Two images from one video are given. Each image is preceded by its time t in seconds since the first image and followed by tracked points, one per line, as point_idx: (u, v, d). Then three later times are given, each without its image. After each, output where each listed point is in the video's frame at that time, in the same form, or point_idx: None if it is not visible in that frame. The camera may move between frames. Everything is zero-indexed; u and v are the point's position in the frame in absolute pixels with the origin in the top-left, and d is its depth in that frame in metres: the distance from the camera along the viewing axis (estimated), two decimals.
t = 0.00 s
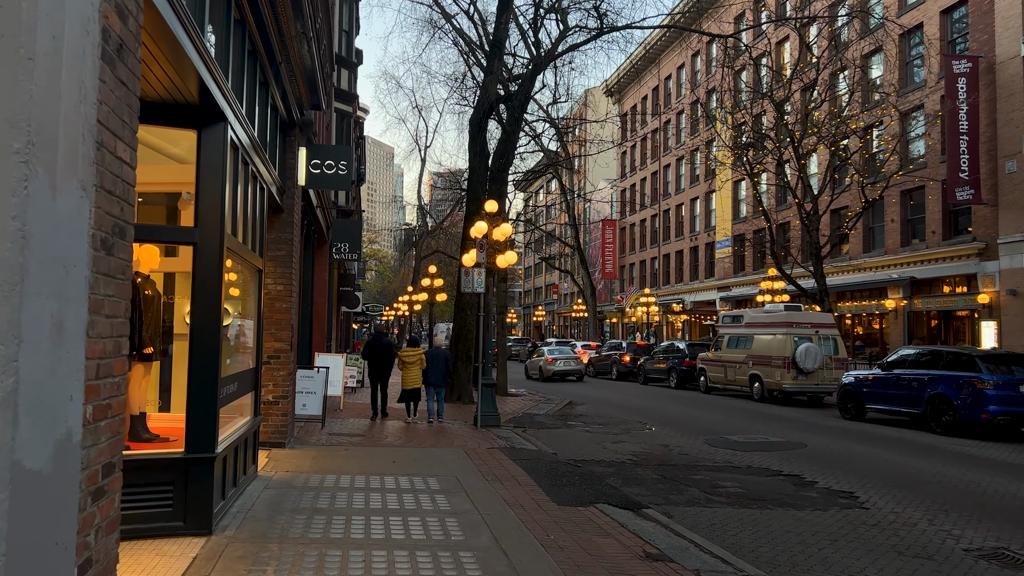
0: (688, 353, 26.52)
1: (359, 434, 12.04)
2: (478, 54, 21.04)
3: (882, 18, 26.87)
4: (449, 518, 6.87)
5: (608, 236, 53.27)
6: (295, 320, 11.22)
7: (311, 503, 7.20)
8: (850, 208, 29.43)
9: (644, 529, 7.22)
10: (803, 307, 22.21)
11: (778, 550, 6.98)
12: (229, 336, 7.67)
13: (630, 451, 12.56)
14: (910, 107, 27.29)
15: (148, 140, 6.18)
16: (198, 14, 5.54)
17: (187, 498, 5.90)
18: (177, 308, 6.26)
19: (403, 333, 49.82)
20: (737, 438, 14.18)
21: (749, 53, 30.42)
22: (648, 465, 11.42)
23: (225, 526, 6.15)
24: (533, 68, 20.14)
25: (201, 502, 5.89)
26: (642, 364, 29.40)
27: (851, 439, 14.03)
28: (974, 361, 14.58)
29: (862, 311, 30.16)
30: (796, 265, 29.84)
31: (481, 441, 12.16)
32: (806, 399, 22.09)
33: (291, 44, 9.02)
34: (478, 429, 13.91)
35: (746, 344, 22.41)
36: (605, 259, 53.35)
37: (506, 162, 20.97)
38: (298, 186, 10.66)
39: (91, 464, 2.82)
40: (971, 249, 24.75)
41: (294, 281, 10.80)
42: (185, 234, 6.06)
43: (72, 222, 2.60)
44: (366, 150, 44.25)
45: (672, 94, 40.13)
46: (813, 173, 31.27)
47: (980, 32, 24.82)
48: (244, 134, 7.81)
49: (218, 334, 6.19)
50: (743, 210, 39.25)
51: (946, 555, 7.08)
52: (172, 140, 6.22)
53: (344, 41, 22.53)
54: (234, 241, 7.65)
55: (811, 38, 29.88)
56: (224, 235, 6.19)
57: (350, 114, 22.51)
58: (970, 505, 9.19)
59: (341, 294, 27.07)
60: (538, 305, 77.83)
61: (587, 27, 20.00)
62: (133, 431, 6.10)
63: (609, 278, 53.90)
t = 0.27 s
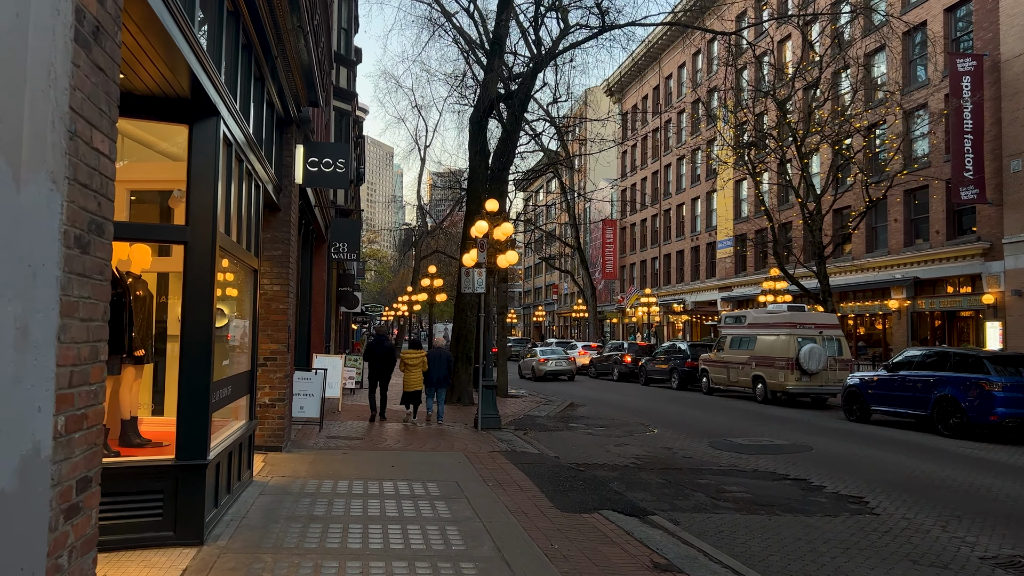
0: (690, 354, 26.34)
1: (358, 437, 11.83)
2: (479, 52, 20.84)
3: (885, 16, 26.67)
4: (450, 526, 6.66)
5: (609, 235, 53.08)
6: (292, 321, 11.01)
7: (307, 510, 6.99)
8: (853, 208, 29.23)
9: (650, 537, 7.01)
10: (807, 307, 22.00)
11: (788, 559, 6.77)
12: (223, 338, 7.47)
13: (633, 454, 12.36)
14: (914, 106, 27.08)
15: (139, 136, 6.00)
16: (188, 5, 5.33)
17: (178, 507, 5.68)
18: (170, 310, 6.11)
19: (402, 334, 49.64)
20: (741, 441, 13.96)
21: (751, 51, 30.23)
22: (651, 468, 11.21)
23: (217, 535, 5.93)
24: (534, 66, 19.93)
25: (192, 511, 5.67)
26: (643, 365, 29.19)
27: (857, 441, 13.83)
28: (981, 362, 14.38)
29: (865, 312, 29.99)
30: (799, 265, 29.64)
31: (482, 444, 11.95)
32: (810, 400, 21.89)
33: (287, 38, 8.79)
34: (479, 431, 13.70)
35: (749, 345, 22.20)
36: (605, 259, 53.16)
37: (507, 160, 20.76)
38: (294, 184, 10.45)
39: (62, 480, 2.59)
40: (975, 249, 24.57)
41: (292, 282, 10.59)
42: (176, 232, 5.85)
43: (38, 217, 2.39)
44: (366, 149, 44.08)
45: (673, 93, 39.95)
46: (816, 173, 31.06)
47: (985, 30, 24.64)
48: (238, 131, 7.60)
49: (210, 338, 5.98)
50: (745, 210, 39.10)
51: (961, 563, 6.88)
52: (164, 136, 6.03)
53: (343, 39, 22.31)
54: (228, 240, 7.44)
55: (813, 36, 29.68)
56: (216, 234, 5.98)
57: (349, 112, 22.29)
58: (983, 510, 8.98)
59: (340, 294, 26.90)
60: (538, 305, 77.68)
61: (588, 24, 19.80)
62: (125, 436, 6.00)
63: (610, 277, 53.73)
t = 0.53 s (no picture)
0: (692, 354, 26.13)
1: (356, 437, 11.61)
2: (479, 49, 20.61)
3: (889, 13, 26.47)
4: (450, 530, 6.44)
5: (609, 235, 52.85)
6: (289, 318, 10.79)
7: (302, 513, 6.76)
8: (855, 207, 29.01)
9: (657, 540, 6.79)
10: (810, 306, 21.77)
11: (799, 563, 6.55)
12: (217, 336, 7.25)
13: (637, 454, 12.14)
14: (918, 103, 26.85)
15: (129, 127, 5.84)
16: None
17: (167, 511, 5.46)
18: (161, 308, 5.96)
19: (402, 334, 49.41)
20: (746, 441, 13.73)
21: (752, 49, 30.01)
22: (655, 469, 10.98)
23: (207, 539, 5.71)
24: (535, 62, 19.72)
25: (181, 514, 5.45)
26: (645, 365, 28.96)
27: (863, 442, 13.61)
28: (990, 361, 14.15)
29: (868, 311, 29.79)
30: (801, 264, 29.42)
31: (483, 444, 11.73)
32: (813, 400, 21.67)
33: (283, 27, 8.57)
34: (479, 432, 13.47)
35: (752, 344, 21.97)
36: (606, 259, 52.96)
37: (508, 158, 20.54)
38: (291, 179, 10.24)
39: (26, 484, 2.39)
40: (979, 248, 24.36)
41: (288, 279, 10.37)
42: (166, 224, 5.62)
43: None
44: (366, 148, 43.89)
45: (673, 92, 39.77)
46: (819, 171, 30.81)
47: (990, 26, 24.41)
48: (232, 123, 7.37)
49: (201, 334, 5.75)
50: (746, 209, 38.89)
51: (977, 568, 6.67)
52: (153, 126, 5.82)
53: (343, 35, 22.10)
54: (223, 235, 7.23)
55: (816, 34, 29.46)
56: (206, 228, 5.76)
57: (348, 109, 22.07)
58: (996, 512, 8.75)
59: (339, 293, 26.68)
60: (538, 305, 77.45)
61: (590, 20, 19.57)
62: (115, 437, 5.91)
63: (610, 277, 53.52)
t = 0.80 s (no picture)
0: (694, 354, 25.91)
1: (353, 440, 11.37)
2: (479, 47, 20.40)
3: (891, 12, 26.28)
4: (448, 540, 6.21)
5: (610, 235, 52.63)
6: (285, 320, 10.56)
7: (295, 522, 6.54)
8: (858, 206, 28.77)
9: (663, 550, 6.56)
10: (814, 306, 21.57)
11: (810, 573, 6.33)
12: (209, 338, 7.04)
13: (640, 458, 11.90)
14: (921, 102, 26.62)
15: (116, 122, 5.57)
16: None
17: (152, 522, 5.24)
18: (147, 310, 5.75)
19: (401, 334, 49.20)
20: (750, 444, 13.50)
21: (754, 47, 29.80)
22: (659, 474, 10.75)
23: (195, 551, 5.49)
24: (536, 60, 19.51)
25: (166, 525, 5.23)
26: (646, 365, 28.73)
27: (870, 445, 13.38)
28: (997, 363, 13.92)
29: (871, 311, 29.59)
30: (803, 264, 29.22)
31: (483, 448, 11.49)
32: (817, 401, 21.44)
33: (276, 21, 8.36)
34: (479, 435, 13.24)
35: (754, 345, 21.74)
36: (606, 259, 52.75)
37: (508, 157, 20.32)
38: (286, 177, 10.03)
39: None
40: (984, 248, 24.15)
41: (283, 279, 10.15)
42: (151, 223, 5.41)
43: None
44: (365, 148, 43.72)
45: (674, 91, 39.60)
46: (821, 170, 30.59)
47: (994, 24, 24.20)
48: (224, 119, 7.16)
49: (189, 337, 5.53)
50: (747, 208, 38.69)
51: None
52: (142, 120, 5.57)
53: (341, 33, 21.89)
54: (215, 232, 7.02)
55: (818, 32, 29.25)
56: (194, 226, 5.55)
57: (346, 108, 21.87)
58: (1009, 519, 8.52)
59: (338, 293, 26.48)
60: (539, 305, 77.24)
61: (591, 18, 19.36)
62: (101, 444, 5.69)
63: (611, 277, 53.33)
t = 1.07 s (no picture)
0: (696, 353, 25.69)
1: (351, 440, 11.16)
2: (479, 43, 20.19)
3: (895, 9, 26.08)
4: (446, 543, 5.99)
5: (611, 234, 52.41)
6: (281, 317, 10.34)
7: (288, 525, 6.31)
8: (862, 205, 28.55)
9: (669, 553, 6.34)
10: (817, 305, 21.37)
11: None
12: (201, 334, 6.82)
13: (643, 459, 11.68)
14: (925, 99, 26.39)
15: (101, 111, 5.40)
16: None
17: (137, 525, 5.02)
18: (133, 304, 5.54)
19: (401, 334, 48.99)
20: (755, 445, 13.29)
21: (755, 45, 29.60)
22: (662, 474, 10.53)
23: (183, 555, 5.26)
24: (536, 56, 19.31)
25: (151, 528, 5.01)
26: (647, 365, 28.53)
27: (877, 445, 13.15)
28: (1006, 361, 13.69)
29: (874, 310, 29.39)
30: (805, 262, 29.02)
31: (483, 448, 11.27)
32: (820, 401, 21.22)
33: (271, 9, 8.15)
34: (479, 434, 13.02)
35: (758, 344, 21.53)
36: (607, 258, 52.52)
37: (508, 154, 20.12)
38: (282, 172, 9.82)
39: None
40: (989, 246, 23.95)
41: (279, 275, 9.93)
42: (136, 213, 5.21)
43: None
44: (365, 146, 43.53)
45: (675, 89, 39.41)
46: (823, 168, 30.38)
47: (999, 20, 23.98)
48: (216, 109, 6.94)
49: (176, 332, 5.31)
50: (749, 207, 38.49)
51: None
52: (128, 108, 5.39)
53: (339, 29, 21.69)
54: (207, 226, 6.80)
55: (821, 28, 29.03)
56: (181, 216, 5.34)
57: (345, 104, 21.67)
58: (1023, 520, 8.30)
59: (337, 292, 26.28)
60: (539, 305, 77.02)
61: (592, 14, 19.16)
62: (87, 444, 5.49)
63: (611, 276, 53.13)
